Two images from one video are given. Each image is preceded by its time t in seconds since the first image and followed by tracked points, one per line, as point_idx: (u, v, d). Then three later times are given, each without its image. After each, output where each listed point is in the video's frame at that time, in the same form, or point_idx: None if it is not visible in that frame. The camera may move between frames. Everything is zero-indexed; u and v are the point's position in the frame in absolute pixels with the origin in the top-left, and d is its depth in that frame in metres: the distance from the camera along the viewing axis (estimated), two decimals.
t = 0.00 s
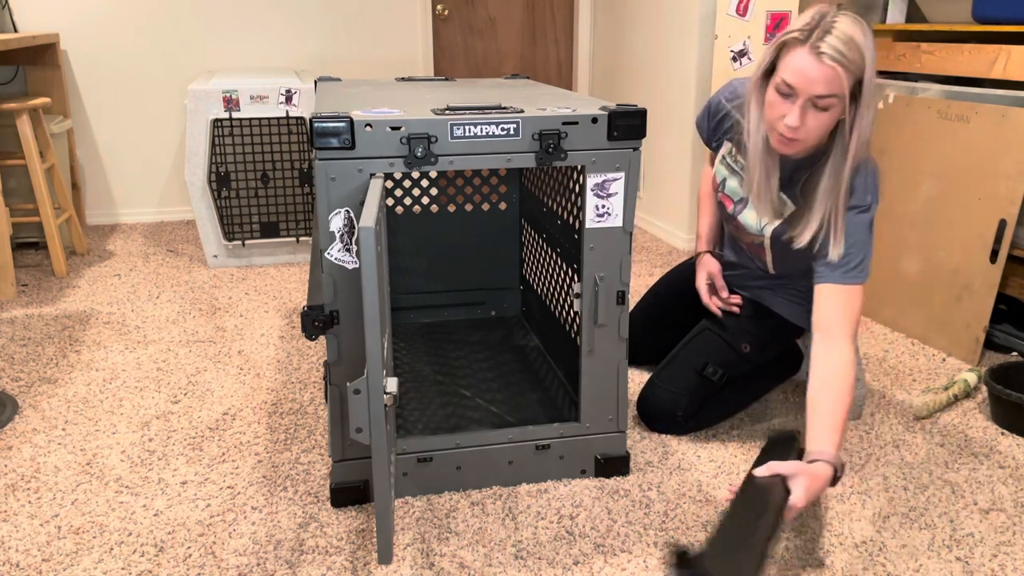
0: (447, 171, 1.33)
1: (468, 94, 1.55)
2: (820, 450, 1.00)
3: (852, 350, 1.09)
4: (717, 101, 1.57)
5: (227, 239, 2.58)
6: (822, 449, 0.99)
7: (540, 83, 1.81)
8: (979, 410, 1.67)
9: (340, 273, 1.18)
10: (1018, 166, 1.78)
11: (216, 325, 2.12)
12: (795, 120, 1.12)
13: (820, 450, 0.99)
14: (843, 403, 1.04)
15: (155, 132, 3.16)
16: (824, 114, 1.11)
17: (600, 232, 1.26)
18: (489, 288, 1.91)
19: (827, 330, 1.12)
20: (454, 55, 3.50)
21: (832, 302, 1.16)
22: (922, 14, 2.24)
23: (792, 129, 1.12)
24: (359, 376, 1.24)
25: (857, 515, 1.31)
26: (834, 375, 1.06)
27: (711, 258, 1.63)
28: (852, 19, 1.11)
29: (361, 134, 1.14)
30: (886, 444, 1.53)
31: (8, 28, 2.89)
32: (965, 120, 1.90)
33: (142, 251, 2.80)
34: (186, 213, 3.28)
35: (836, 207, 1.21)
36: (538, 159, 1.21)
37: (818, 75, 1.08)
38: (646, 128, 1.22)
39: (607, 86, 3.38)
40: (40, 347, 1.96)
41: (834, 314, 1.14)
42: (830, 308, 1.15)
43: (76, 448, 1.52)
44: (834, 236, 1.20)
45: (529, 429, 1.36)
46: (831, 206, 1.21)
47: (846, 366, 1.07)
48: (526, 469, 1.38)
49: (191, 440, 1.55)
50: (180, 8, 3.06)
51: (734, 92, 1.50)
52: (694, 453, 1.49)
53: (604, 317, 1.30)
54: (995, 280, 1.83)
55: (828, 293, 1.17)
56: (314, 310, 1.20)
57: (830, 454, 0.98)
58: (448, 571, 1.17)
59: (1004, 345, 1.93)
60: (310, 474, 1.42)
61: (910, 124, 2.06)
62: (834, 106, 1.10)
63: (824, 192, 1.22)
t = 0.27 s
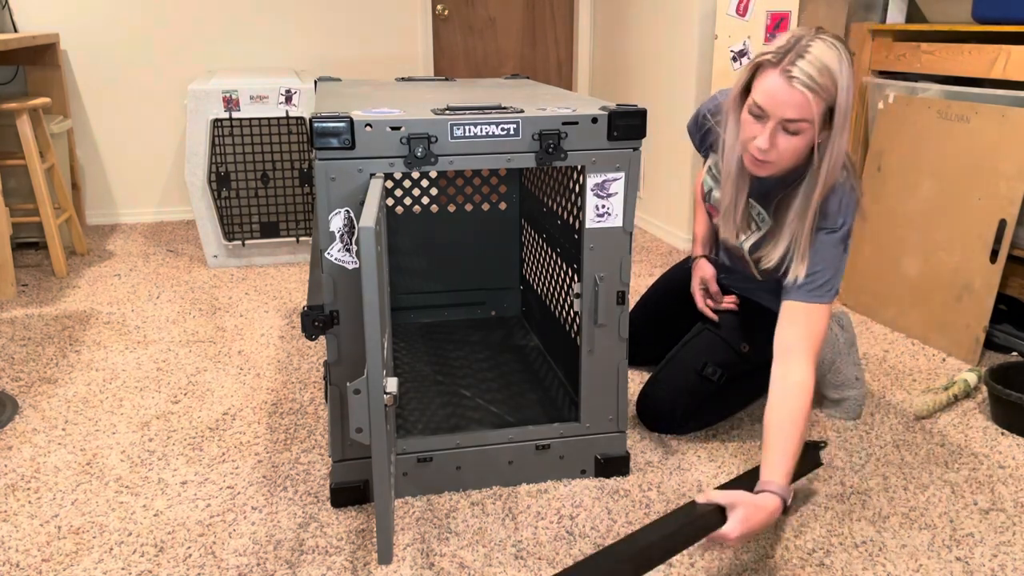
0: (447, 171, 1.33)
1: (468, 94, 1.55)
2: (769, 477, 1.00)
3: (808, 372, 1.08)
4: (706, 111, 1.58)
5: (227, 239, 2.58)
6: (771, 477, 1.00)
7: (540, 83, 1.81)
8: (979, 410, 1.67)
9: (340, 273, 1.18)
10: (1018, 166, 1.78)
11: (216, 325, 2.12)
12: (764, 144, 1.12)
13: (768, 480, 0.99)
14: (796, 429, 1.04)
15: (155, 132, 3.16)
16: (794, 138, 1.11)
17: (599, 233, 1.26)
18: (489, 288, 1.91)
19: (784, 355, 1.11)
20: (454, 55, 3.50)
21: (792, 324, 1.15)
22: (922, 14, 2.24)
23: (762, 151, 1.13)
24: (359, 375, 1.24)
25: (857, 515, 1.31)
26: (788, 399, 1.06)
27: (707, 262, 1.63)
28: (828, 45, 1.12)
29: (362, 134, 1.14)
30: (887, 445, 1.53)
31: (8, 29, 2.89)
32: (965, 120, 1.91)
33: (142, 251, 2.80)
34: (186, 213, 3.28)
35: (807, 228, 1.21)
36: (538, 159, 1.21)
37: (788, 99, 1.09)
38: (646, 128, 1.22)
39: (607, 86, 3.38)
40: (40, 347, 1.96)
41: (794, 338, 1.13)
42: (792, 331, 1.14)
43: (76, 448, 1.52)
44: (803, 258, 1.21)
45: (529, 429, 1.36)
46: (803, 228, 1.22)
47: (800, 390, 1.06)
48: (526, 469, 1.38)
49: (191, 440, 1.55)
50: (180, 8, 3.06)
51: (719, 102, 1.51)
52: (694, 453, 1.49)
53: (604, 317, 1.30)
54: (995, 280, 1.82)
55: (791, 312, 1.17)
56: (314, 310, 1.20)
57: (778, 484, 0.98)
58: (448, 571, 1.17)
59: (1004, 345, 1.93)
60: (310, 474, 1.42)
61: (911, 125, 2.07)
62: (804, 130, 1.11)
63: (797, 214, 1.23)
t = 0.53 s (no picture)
0: (446, 171, 1.33)
1: (468, 94, 1.55)
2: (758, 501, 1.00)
3: (789, 388, 1.08)
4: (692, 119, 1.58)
5: (227, 239, 2.58)
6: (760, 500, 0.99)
7: (541, 84, 1.82)
8: (979, 410, 1.67)
9: (340, 273, 1.18)
10: (1017, 167, 1.78)
11: (216, 325, 2.12)
12: (741, 158, 1.13)
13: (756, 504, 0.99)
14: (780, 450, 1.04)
15: (155, 132, 3.16)
16: (771, 156, 1.12)
17: (600, 232, 1.26)
18: (489, 288, 1.91)
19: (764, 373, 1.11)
20: (454, 55, 3.50)
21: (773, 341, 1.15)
22: (922, 14, 2.24)
23: (738, 165, 1.13)
24: (359, 375, 1.24)
25: (857, 514, 1.31)
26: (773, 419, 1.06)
27: (703, 264, 1.62)
28: (810, 64, 1.11)
29: (362, 134, 1.14)
30: (886, 444, 1.53)
31: (8, 29, 2.89)
32: (965, 120, 1.91)
33: (142, 251, 2.80)
34: (186, 213, 3.28)
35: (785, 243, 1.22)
36: (538, 159, 1.21)
37: (766, 116, 1.09)
38: (646, 128, 1.22)
39: (607, 86, 3.38)
40: (40, 347, 1.96)
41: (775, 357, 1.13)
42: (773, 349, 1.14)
43: (76, 448, 1.52)
44: (779, 272, 1.22)
45: (529, 429, 1.36)
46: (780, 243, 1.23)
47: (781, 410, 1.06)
48: (526, 469, 1.38)
49: (191, 440, 1.55)
50: (179, 8, 3.06)
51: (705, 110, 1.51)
52: (694, 453, 1.49)
53: (603, 317, 1.30)
54: (994, 280, 1.82)
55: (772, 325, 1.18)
56: (314, 310, 1.20)
57: (766, 508, 0.98)
58: (448, 571, 1.17)
59: (1004, 345, 1.93)
60: (311, 474, 1.42)
61: (912, 125, 2.08)
62: (781, 147, 1.11)
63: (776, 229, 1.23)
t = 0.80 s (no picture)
0: (447, 171, 1.33)
1: (469, 94, 1.55)
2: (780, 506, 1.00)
3: (801, 386, 1.09)
4: (683, 121, 1.58)
5: (227, 239, 2.58)
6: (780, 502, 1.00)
7: (541, 83, 1.82)
8: (979, 410, 1.67)
9: (340, 273, 1.18)
10: (1018, 167, 1.78)
11: (216, 325, 2.12)
12: (723, 149, 1.15)
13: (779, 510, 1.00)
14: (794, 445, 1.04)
15: (155, 132, 3.16)
16: (752, 149, 1.13)
17: (600, 232, 1.26)
18: (489, 288, 1.91)
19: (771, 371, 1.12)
20: (454, 54, 3.50)
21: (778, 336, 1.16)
22: (922, 14, 2.24)
23: (721, 158, 1.15)
24: (359, 375, 1.24)
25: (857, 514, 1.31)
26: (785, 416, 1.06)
27: (701, 266, 1.63)
28: (795, 57, 1.11)
29: (361, 134, 1.14)
30: (886, 444, 1.53)
31: (8, 29, 2.89)
32: (965, 120, 1.92)
33: (142, 251, 2.80)
34: (186, 213, 3.28)
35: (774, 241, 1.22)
36: (538, 159, 1.21)
37: (745, 108, 1.10)
38: (646, 128, 1.22)
39: (607, 86, 3.38)
40: (40, 347, 1.96)
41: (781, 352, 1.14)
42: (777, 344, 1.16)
43: (76, 448, 1.52)
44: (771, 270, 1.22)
45: (529, 429, 1.36)
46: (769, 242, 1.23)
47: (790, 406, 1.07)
48: (526, 469, 1.38)
49: (191, 440, 1.55)
50: (178, 8, 3.06)
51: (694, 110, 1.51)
52: (694, 453, 1.49)
53: (603, 317, 1.30)
54: (994, 280, 1.82)
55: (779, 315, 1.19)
56: (314, 310, 1.20)
57: (791, 511, 0.98)
58: (448, 571, 1.17)
59: (1004, 345, 1.93)
60: (310, 474, 1.42)
61: (912, 125, 2.08)
62: (764, 140, 1.11)
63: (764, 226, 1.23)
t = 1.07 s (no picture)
0: (447, 171, 1.33)
1: (469, 94, 1.55)
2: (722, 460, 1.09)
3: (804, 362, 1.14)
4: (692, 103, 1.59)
5: (227, 239, 2.58)
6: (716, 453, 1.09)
7: (541, 83, 1.82)
8: (979, 410, 1.66)
9: (340, 273, 1.18)
10: (1018, 167, 1.78)
11: (216, 325, 2.12)
12: (714, 91, 1.17)
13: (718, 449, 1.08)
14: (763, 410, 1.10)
15: (155, 131, 3.16)
16: (739, 91, 1.14)
17: (599, 232, 1.26)
18: (489, 288, 1.91)
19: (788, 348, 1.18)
20: (454, 54, 3.50)
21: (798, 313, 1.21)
22: (923, 14, 2.24)
23: (709, 96, 1.18)
24: (359, 375, 1.24)
25: (857, 514, 1.31)
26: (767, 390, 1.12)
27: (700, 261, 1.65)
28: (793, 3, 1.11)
29: (361, 134, 1.14)
30: (886, 444, 1.53)
31: (8, 28, 2.89)
32: (965, 120, 1.92)
33: (142, 251, 2.80)
34: (186, 213, 3.28)
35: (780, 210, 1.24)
36: (538, 159, 1.21)
37: (733, 47, 1.12)
38: (646, 128, 1.22)
39: (607, 86, 3.38)
40: (40, 346, 1.96)
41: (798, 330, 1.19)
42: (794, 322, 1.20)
43: (76, 448, 1.52)
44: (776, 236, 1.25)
45: (529, 429, 1.36)
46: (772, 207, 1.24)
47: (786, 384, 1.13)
48: (526, 469, 1.38)
49: (191, 440, 1.55)
50: (178, 8, 3.06)
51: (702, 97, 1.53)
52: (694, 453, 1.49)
53: (603, 317, 1.30)
54: (994, 280, 1.82)
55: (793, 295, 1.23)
56: (314, 310, 1.20)
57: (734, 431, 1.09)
58: (448, 571, 1.17)
59: (1004, 345, 1.93)
60: (310, 474, 1.42)
61: (912, 125, 2.08)
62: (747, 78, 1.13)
63: (768, 189, 1.25)
